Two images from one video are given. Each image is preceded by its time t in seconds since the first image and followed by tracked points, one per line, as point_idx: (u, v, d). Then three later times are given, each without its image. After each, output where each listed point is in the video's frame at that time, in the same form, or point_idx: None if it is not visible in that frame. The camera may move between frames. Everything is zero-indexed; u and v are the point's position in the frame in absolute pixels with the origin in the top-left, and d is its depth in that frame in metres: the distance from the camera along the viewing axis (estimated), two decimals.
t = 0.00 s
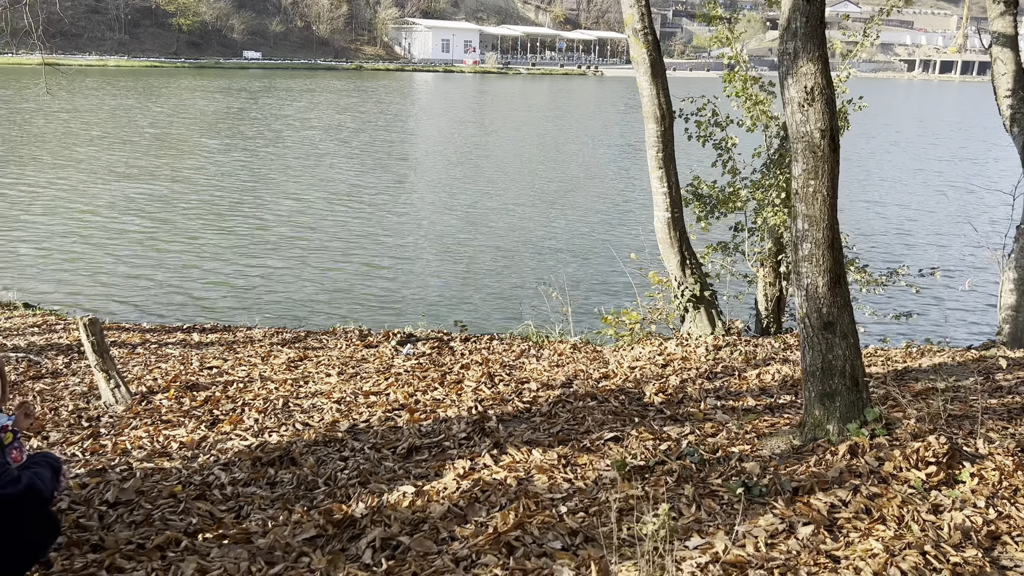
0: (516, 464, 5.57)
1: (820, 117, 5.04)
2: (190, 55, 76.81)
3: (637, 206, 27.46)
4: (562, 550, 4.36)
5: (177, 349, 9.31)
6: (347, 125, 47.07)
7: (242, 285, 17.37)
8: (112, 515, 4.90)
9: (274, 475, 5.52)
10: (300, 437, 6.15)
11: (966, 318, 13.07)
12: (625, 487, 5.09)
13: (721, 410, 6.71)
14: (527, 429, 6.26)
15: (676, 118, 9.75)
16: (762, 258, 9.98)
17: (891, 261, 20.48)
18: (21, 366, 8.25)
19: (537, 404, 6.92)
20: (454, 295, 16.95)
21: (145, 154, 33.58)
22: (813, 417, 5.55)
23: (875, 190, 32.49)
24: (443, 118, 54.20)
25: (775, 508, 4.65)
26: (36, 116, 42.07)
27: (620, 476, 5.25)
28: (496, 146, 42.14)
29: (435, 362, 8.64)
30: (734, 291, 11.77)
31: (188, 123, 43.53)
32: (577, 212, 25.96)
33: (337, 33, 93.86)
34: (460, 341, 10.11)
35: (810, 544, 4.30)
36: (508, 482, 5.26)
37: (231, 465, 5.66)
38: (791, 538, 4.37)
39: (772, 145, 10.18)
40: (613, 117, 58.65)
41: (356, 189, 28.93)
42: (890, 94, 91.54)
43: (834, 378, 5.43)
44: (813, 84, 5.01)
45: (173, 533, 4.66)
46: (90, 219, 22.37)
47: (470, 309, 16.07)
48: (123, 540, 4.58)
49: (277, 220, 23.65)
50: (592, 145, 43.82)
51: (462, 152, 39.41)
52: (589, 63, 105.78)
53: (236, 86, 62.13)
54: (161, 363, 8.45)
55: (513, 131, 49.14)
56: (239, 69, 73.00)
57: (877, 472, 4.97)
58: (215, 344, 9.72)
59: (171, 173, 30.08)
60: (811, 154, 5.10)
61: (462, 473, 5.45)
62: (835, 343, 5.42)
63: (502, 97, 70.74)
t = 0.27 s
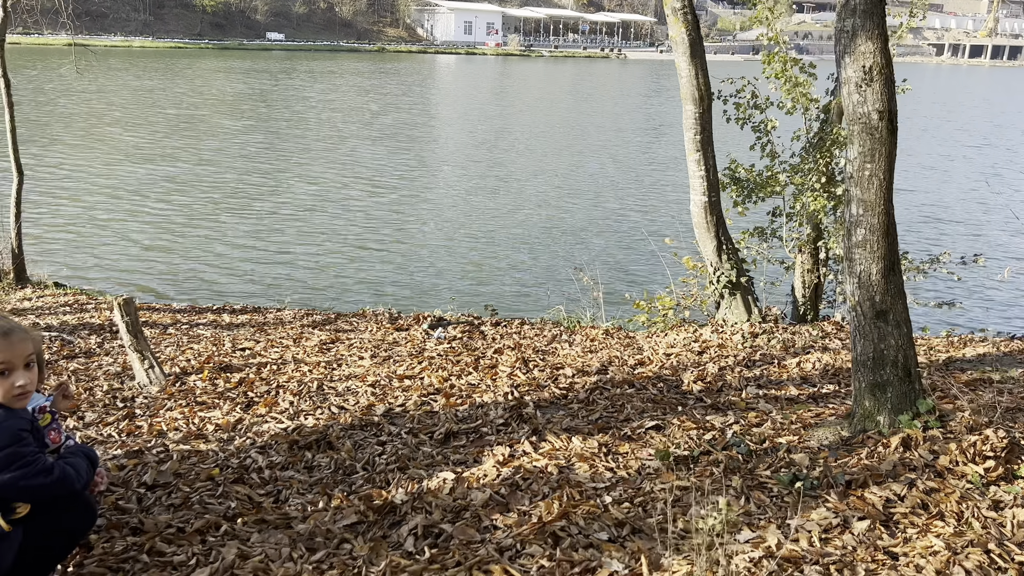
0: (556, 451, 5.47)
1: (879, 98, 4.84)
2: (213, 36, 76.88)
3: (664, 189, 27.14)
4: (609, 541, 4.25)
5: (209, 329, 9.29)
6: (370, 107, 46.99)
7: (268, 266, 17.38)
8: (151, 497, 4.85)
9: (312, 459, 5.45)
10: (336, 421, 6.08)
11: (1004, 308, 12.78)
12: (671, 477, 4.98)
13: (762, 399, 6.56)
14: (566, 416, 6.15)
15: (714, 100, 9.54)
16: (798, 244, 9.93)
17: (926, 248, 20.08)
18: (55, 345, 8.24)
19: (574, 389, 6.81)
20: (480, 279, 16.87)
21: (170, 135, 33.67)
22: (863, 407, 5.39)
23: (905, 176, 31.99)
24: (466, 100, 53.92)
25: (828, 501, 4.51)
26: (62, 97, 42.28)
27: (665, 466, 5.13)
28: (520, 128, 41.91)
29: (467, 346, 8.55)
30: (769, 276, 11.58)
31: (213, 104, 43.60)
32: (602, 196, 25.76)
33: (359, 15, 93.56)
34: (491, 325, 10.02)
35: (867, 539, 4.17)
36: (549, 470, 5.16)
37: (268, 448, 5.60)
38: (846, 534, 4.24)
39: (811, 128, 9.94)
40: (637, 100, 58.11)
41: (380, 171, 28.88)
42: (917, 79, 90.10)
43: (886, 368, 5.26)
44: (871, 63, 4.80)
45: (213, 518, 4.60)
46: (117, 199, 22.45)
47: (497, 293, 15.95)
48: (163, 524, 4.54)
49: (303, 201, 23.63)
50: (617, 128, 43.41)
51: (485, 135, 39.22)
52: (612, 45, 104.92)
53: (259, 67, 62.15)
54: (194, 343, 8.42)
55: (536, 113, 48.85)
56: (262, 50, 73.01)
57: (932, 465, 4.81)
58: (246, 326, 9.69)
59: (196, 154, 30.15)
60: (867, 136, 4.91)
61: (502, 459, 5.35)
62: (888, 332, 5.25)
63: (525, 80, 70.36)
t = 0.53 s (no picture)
0: (629, 439, 5.26)
1: (986, 71, 4.54)
2: (244, 11, 76.68)
3: (703, 167, 26.65)
4: (696, 536, 4.06)
5: (257, 306, 9.17)
6: (401, 83, 46.70)
7: (307, 242, 17.27)
8: (217, 479, 4.73)
9: (377, 442, 5.31)
10: (397, 402, 5.93)
11: None
12: (754, 469, 4.77)
13: (837, 387, 6.30)
14: (633, 401, 5.94)
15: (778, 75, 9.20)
16: (861, 225, 9.66)
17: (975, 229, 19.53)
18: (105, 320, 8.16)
19: (638, 373, 6.60)
20: (521, 256, 16.64)
21: (204, 110, 33.65)
22: (953, 398, 5.10)
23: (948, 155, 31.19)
24: (498, 76, 53.40)
25: (927, 497, 4.27)
26: (96, 71, 42.38)
27: (745, 458, 4.92)
28: (552, 105, 41.46)
29: (521, 326, 8.35)
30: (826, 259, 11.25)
31: (245, 79, 43.53)
32: (638, 173, 25.37)
33: None
34: (542, 304, 9.82)
35: (974, 540, 3.93)
36: (623, 458, 4.96)
37: (331, 429, 5.46)
38: (951, 534, 3.99)
39: (876, 105, 9.58)
40: (671, 76, 57.19)
41: (413, 147, 28.65)
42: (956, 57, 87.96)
43: (980, 357, 4.96)
44: (980, 33, 4.50)
45: (283, 503, 4.47)
46: (154, 173, 22.45)
47: (539, 271, 15.71)
48: (232, 507, 4.41)
49: (338, 177, 23.49)
50: (651, 105, 42.73)
51: (518, 112, 38.81)
52: (643, 21, 103.40)
53: (290, 42, 61.99)
54: (245, 319, 8.32)
55: (568, 90, 48.30)
56: (293, 25, 72.78)
57: None
58: (294, 302, 9.56)
59: (230, 129, 30.09)
60: (972, 110, 4.63)
61: (573, 446, 5.16)
62: (983, 320, 4.96)
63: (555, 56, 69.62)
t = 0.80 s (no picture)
0: (678, 428, 5.15)
1: None
2: None
3: (735, 147, 26.23)
4: (755, 531, 3.95)
5: (292, 286, 9.13)
6: (427, 61, 46.44)
7: (336, 221, 17.23)
8: (262, 462, 4.68)
9: (421, 427, 5.23)
10: (439, 385, 5.85)
11: None
12: (809, 463, 4.63)
13: (889, 377, 6.13)
14: (680, 389, 5.81)
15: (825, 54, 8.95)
16: (908, 210, 9.46)
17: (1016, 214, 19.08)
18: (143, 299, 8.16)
19: (682, 360, 6.47)
20: (550, 237, 16.49)
21: (232, 88, 33.66)
22: (1018, 390, 4.92)
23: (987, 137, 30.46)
24: (524, 55, 52.91)
25: (995, 495, 4.11)
26: (126, 48, 42.53)
27: (800, 450, 4.79)
28: (580, 84, 41.03)
29: (559, 309, 8.23)
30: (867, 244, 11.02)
31: (273, 57, 43.49)
32: (668, 154, 25.05)
33: None
34: (578, 287, 9.69)
35: None
36: (674, 448, 4.84)
37: (374, 413, 5.39)
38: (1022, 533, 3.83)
39: (926, 85, 9.30)
40: (700, 55, 56.39)
41: (441, 126, 28.48)
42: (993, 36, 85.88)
43: None
44: None
45: (330, 488, 4.40)
46: (184, 151, 22.49)
47: (570, 252, 15.54)
48: (278, 492, 4.36)
49: (365, 156, 23.41)
50: (680, 85, 42.14)
51: (545, 91, 38.46)
52: None
53: (316, 20, 61.79)
54: (282, 300, 8.27)
55: (595, 69, 47.76)
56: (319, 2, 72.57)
57: None
58: (328, 282, 9.51)
59: (258, 108, 30.08)
60: None
61: (621, 434, 5.04)
62: None
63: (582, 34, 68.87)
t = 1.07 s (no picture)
0: (722, 419, 5.00)
1: None
2: None
3: (762, 129, 25.79)
4: (808, 528, 3.82)
5: (321, 268, 9.04)
6: (449, 42, 46.13)
7: (360, 203, 17.15)
8: (298, 450, 4.59)
9: (457, 415, 5.12)
10: (474, 372, 5.73)
11: None
12: (861, 456, 4.47)
13: (937, 367, 5.93)
14: (721, 378, 5.66)
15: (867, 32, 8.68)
16: (950, 193, 9.20)
17: None
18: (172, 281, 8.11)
19: (721, 348, 6.30)
20: (576, 220, 16.32)
21: (255, 70, 33.60)
22: None
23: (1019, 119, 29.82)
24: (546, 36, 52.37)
25: None
26: (148, 30, 42.56)
27: (850, 443, 4.63)
28: (603, 65, 40.61)
29: (592, 294, 8.08)
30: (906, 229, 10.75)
31: (294, 38, 43.37)
32: (694, 135, 24.72)
33: None
34: (610, 272, 9.50)
35: None
36: (718, 440, 4.71)
37: (409, 400, 5.29)
38: None
39: (971, 64, 9.00)
40: (724, 35, 55.63)
41: (463, 108, 28.29)
42: None
43: None
44: None
45: (367, 477, 4.31)
46: (207, 133, 22.48)
47: (596, 236, 15.34)
48: (314, 481, 4.27)
49: (388, 137, 23.29)
50: (705, 66, 41.50)
51: (568, 72, 38.09)
52: None
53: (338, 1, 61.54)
54: (311, 283, 8.18)
55: (618, 49, 47.24)
56: None
57: None
58: (356, 265, 9.41)
59: (280, 89, 30.01)
60: None
61: (663, 425, 4.91)
62: None
63: (604, 14, 68.14)
